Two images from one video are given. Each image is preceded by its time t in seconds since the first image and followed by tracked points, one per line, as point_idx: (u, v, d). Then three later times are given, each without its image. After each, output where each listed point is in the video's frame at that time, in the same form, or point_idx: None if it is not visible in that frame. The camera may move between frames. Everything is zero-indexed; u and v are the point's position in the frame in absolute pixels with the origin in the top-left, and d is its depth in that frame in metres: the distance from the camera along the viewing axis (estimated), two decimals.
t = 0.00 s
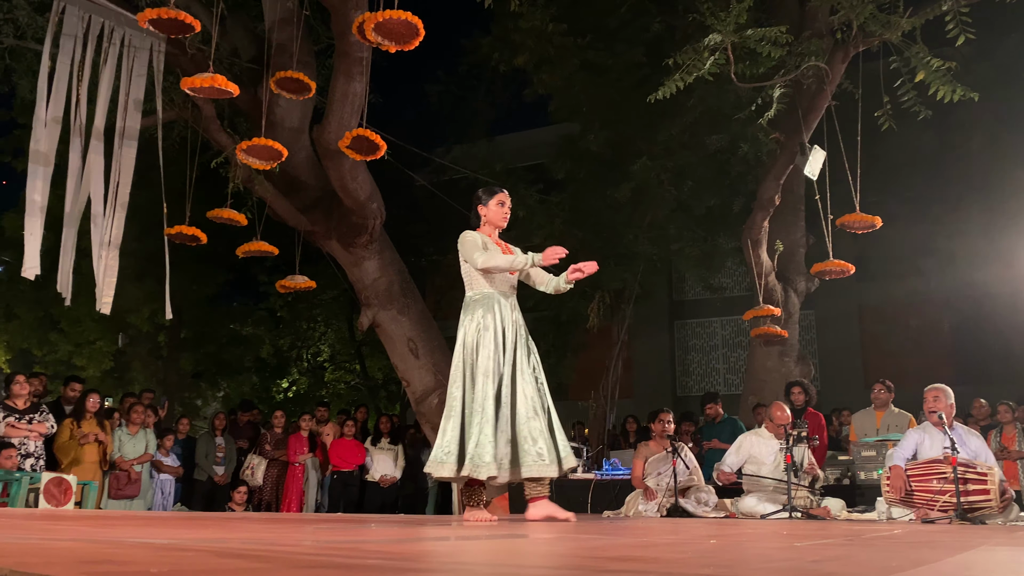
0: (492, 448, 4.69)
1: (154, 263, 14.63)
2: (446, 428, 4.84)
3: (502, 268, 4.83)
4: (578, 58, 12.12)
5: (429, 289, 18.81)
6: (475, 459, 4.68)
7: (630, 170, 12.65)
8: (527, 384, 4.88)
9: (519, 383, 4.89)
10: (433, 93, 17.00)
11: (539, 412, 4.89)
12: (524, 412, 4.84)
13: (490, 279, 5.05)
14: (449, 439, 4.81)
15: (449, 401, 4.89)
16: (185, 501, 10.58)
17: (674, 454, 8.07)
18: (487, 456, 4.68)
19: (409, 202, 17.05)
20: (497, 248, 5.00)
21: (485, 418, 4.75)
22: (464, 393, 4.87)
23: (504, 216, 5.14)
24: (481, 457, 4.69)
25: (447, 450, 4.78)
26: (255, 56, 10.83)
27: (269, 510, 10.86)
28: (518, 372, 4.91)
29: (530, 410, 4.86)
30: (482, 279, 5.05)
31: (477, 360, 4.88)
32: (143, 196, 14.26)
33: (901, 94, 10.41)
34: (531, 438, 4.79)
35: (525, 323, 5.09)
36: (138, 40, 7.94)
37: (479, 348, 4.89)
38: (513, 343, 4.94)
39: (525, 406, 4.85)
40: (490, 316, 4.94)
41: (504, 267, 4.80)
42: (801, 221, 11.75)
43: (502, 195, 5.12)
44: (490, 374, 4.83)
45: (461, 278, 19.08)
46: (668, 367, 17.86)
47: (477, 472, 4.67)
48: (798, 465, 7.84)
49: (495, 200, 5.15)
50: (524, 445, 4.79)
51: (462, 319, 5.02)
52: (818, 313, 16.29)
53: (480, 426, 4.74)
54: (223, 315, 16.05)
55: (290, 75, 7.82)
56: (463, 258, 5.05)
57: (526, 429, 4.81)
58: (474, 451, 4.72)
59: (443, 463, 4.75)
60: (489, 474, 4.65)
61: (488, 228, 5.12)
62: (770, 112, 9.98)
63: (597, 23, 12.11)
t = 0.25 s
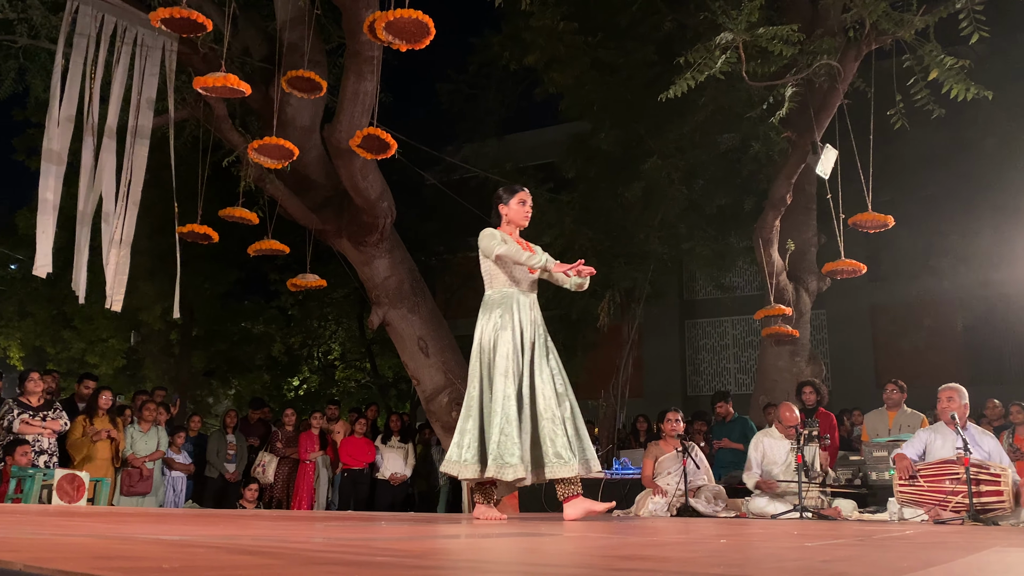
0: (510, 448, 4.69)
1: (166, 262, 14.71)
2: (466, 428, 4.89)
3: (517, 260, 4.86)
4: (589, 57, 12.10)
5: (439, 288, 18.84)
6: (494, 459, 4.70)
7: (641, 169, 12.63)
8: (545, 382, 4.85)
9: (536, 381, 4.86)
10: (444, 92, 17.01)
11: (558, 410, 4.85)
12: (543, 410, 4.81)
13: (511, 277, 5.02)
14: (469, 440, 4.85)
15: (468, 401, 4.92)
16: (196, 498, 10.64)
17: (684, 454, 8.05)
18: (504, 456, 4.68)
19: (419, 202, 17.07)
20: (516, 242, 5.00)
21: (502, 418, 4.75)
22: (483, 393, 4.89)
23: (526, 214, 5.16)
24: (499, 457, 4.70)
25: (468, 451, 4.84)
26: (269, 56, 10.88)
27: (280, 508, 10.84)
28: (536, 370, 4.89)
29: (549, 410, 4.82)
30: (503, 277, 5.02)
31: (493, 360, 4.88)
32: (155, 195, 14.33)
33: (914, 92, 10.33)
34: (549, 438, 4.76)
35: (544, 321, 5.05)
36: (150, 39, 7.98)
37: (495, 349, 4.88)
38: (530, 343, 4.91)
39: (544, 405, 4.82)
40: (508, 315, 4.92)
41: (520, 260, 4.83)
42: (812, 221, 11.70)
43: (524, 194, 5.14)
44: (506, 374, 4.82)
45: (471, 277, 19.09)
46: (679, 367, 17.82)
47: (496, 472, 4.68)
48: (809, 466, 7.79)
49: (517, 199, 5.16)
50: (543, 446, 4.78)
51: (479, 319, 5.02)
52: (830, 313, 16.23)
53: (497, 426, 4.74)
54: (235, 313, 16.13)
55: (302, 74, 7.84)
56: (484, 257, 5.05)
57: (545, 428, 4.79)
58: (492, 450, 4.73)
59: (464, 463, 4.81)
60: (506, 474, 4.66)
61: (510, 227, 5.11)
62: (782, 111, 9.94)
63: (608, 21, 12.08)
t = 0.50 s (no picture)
0: (528, 442, 4.66)
1: (174, 260, 14.75)
2: (485, 419, 4.85)
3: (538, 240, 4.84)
4: (596, 56, 12.08)
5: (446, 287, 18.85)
6: (511, 452, 4.67)
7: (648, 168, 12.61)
8: (569, 379, 4.79)
9: (561, 377, 4.81)
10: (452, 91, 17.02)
11: (579, 410, 4.80)
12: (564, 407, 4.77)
13: (541, 263, 4.97)
14: (487, 431, 4.82)
15: (489, 393, 4.88)
16: (203, 496, 10.68)
17: (691, 453, 8.05)
18: (522, 450, 4.66)
19: (426, 200, 17.08)
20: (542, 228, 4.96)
21: (523, 412, 4.71)
22: (506, 385, 4.84)
23: (552, 206, 5.08)
24: (516, 450, 4.67)
25: (484, 442, 4.80)
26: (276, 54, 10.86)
27: (286, 505, 10.93)
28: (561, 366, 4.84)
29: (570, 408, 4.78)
30: (532, 265, 4.98)
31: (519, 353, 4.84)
32: (162, 193, 14.38)
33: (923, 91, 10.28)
34: (568, 437, 4.72)
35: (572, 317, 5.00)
36: (158, 37, 7.99)
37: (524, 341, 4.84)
38: (559, 338, 4.86)
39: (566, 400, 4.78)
40: (537, 307, 4.88)
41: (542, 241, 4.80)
42: (820, 220, 11.67)
43: (550, 185, 5.06)
44: (532, 368, 4.78)
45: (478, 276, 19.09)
46: (686, 367, 17.78)
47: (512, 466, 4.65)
48: (816, 466, 7.73)
49: (543, 191, 5.08)
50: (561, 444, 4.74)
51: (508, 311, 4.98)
52: (838, 313, 16.19)
53: (518, 419, 4.71)
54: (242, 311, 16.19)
55: (309, 72, 7.85)
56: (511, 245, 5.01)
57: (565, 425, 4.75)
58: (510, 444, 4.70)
59: (480, 455, 4.77)
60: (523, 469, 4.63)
61: (537, 220, 5.05)
62: (790, 110, 9.92)
63: (615, 20, 12.07)
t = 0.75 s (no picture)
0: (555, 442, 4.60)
1: (178, 258, 14.78)
2: (512, 416, 4.78)
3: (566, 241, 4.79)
4: (601, 56, 12.07)
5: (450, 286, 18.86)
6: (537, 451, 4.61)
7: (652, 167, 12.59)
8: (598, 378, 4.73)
9: (590, 375, 4.75)
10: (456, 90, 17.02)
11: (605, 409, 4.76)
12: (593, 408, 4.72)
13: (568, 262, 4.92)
14: (513, 428, 4.75)
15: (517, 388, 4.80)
16: (207, 493, 10.71)
17: (695, 453, 8.04)
18: (548, 449, 4.59)
19: (431, 199, 17.08)
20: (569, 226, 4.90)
21: (551, 410, 4.64)
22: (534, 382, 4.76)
23: (578, 200, 5.04)
24: (542, 449, 4.60)
25: (509, 439, 4.74)
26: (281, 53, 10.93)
27: (290, 504, 10.85)
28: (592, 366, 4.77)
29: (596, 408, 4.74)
30: (560, 264, 4.92)
31: (550, 350, 4.76)
32: (167, 191, 14.40)
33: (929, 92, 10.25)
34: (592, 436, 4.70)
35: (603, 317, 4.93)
36: (164, 36, 8.00)
37: (555, 339, 4.76)
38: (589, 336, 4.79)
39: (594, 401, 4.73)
40: (569, 307, 4.81)
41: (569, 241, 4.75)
42: (825, 221, 11.65)
43: (575, 178, 5.03)
44: (564, 366, 4.70)
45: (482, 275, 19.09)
46: (689, 366, 17.77)
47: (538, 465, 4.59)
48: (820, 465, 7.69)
49: (568, 185, 5.05)
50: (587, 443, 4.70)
51: (540, 308, 4.89)
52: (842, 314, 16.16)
53: (546, 418, 4.64)
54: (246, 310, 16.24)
55: (314, 72, 7.85)
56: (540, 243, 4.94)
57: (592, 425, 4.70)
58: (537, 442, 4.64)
59: (504, 451, 4.72)
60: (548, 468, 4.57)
61: (562, 214, 5.00)
62: (795, 110, 9.90)
63: (620, 19, 12.06)
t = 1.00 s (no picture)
0: (599, 443, 4.52)
1: (179, 257, 14.78)
2: (547, 422, 4.66)
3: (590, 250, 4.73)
4: (603, 56, 12.08)
5: (450, 286, 18.86)
6: (583, 454, 4.53)
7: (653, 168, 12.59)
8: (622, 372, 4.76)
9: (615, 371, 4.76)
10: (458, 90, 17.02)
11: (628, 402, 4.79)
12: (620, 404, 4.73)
13: (585, 264, 4.85)
14: (551, 435, 4.64)
15: (546, 394, 4.70)
16: (207, 492, 10.71)
17: (695, 454, 8.05)
18: (595, 451, 4.51)
19: (431, 199, 17.08)
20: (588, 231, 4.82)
21: (590, 412, 4.57)
22: (565, 386, 4.66)
23: (593, 199, 5.02)
24: (589, 452, 4.52)
25: (548, 447, 4.63)
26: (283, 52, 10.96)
27: (290, 503, 10.85)
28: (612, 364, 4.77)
29: (621, 402, 4.76)
30: (577, 267, 4.85)
31: (575, 351, 4.67)
32: (168, 190, 14.41)
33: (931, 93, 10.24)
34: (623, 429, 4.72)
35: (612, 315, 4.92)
36: (166, 35, 8.00)
37: (579, 340, 4.67)
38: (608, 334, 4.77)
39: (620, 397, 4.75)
40: (587, 308, 4.74)
41: (592, 252, 4.68)
42: (826, 222, 11.65)
43: (591, 177, 5.00)
44: (592, 367, 4.64)
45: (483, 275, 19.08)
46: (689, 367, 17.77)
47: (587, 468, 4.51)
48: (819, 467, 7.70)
49: (584, 183, 5.02)
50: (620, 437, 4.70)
51: (555, 311, 4.80)
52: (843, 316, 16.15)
53: (585, 420, 4.56)
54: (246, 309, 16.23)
55: (316, 71, 7.85)
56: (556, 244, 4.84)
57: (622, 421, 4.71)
58: (579, 445, 4.56)
59: (548, 458, 4.61)
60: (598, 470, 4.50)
61: (578, 213, 4.98)
62: (796, 112, 9.89)
63: (622, 20, 12.07)
